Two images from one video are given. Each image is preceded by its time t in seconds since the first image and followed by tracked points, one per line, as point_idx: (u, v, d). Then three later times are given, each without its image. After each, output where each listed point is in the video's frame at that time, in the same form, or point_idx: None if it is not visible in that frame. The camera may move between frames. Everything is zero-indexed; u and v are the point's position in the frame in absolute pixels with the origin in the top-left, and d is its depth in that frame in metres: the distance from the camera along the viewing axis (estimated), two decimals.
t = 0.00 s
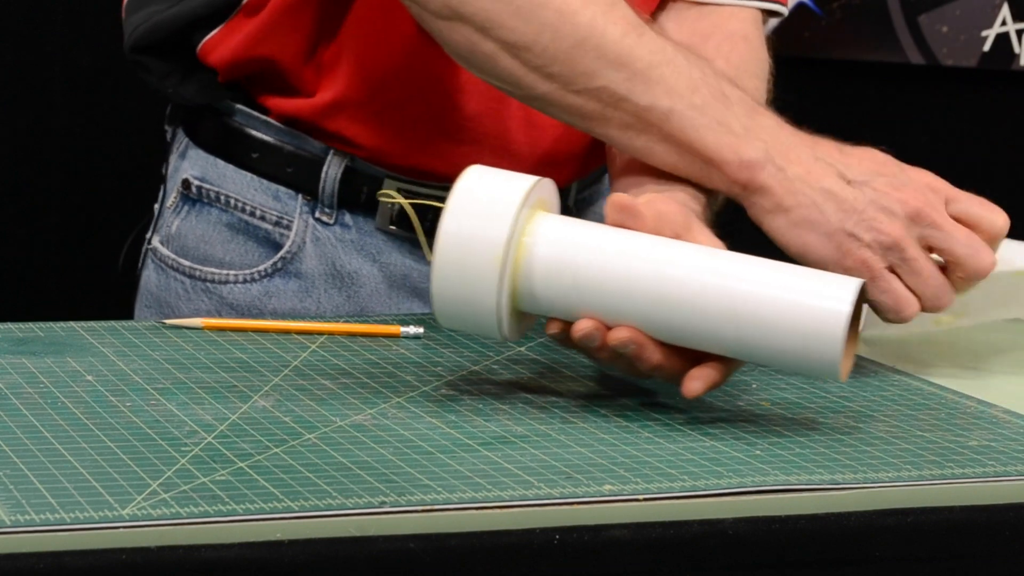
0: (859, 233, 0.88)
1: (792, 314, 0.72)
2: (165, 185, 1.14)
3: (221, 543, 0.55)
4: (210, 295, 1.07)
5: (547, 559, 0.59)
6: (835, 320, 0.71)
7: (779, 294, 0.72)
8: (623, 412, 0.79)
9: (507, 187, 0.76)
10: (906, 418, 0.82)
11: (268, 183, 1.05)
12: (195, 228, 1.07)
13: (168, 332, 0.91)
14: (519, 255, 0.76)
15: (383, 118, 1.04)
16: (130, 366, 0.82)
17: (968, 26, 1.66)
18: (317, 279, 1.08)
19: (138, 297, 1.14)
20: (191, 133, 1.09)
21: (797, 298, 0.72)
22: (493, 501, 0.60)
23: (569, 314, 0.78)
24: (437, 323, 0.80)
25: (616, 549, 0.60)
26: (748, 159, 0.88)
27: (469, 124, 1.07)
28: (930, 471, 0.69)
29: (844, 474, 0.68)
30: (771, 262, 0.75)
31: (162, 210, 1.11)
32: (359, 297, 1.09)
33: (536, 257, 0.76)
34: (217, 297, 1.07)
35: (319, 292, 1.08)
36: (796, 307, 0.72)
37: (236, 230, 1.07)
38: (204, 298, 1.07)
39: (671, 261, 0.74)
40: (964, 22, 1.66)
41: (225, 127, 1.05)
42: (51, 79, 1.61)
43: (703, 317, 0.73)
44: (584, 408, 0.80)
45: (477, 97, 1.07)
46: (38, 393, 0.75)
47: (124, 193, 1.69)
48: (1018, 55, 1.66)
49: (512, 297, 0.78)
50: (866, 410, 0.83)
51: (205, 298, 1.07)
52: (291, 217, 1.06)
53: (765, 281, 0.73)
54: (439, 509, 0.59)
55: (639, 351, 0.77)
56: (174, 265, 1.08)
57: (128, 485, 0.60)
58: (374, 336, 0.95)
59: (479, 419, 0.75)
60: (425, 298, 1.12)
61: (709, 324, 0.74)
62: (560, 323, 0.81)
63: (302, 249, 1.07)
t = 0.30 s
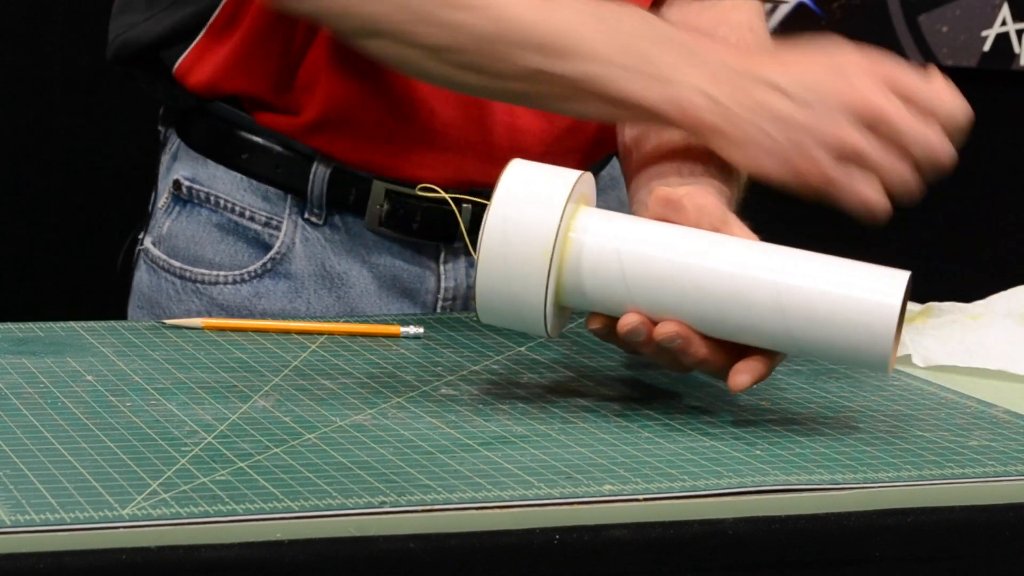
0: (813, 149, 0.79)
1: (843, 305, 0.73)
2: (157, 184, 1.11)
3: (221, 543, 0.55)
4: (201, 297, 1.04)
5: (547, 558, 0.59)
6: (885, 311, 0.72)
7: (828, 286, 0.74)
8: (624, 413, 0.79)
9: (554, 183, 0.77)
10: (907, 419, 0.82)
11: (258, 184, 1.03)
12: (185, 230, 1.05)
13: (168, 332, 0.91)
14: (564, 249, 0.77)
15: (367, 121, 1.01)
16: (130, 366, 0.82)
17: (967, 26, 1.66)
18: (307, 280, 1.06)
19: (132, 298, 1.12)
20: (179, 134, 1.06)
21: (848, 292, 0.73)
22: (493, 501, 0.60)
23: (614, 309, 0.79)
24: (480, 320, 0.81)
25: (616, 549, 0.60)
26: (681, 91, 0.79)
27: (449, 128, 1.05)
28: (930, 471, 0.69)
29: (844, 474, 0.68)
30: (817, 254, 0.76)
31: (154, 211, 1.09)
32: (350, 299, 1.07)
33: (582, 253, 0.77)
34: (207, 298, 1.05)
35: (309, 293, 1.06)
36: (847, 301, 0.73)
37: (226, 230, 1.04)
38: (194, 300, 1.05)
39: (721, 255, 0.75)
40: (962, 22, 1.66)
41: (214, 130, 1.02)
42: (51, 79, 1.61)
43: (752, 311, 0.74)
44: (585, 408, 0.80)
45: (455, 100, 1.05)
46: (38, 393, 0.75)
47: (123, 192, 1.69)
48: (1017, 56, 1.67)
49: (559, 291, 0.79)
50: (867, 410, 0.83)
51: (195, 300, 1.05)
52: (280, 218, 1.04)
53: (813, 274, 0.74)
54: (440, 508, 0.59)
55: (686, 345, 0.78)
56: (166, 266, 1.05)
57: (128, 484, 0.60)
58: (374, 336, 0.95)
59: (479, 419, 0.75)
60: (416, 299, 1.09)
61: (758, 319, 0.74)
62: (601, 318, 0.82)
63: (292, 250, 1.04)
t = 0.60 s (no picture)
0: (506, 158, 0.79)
1: (859, 273, 0.73)
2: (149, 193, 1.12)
3: (221, 543, 0.55)
4: (195, 305, 1.03)
5: (547, 559, 0.59)
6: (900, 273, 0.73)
7: (841, 257, 0.74)
8: (624, 412, 0.80)
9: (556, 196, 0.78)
10: (906, 419, 0.81)
11: (252, 190, 1.03)
12: (179, 237, 1.05)
13: (168, 332, 0.91)
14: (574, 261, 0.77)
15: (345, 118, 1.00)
16: (130, 366, 0.82)
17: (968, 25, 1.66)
18: (301, 286, 1.06)
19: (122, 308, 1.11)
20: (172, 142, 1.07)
21: (860, 258, 0.74)
22: (493, 501, 0.60)
23: (633, 313, 0.79)
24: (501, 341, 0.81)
25: (616, 549, 0.60)
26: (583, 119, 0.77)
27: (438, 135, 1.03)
28: (930, 471, 0.69)
29: (844, 474, 0.68)
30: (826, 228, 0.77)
31: (147, 219, 1.09)
32: (345, 304, 1.07)
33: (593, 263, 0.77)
34: (201, 307, 1.04)
35: (304, 299, 1.06)
36: (860, 266, 0.73)
37: (220, 238, 1.05)
38: (188, 308, 1.04)
39: (730, 239, 0.76)
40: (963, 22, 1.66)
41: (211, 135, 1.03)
42: (52, 79, 1.59)
43: (770, 292, 0.74)
44: (585, 409, 0.80)
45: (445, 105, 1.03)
46: (38, 393, 0.75)
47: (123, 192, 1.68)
48: (1017, 56, 1.70)
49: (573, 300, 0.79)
50: (867, 410, 0.83)
51: (189, 309, 1.04)
52: (274, 224, 1.04)
53: (825, 246, 0.74)
54: (440, 509, 0.59)
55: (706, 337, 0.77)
56: (159, 274, 1.05)
57: (127, 484, 0.60)
58: (374, 336, 0.95)
59: (479, 419, 0.75)
60: (412, 303, 1.08)
61: (777, 296, 0.74)
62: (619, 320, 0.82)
63: (286, 256, 1.05)
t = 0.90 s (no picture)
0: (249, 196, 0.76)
1: (869, 276, 0.74)
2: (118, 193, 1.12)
3: (221, 543, 0.55)
4: (157, 306, 1.05)
5: (547, 559, 0.59)
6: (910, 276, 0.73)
7: (851, 260, 0.74)
8: (624, 412, 0.80)
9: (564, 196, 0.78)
10: (906, 419, 0.81)
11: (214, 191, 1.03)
12: (142, 238, 1.05)
13: (168, 332, 0.91)
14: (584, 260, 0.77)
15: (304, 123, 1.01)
16: (130, 366, 0.82)
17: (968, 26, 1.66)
18: (264, 287, 1.06)
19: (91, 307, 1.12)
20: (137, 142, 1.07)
21: (868, 261, 0.74)
22: (493, 501, 0.60)
23: (643, 312, 0.79)
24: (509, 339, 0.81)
25: (616, 549, 0.60)
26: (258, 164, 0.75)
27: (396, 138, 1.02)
28: (930, 471, 0.69)
29: (844, 474, 0.68)
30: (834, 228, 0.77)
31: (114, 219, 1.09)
32: (308, 304, 1.07)
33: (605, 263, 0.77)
34: (163, 307, 1.05)
35: (266, 299, 1.06)
36: (865, 268, 0.74)
37: (183, 238, 1.05)
38: (151, 309, 1.05)
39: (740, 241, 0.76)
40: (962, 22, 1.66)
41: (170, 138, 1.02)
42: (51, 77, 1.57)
43: (780, 295, 0.75)
44: (584, 408, 0.80)
45: (398, 108, 1.02)
46: (38, 393, 0.75)
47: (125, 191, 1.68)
48: (1016, 56, 1.69)
49: (584, 300, 0.79)
50: (867, 410, 0.83)
51: (152, 309, 1.05)
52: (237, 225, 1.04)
53: (834, 248, 0.74)
54: (440, 509, 0.59)
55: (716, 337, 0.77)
56: (122, 275, 1.06)
57: (127, 485, 0.60)
58: (374, 336, 0.95)
59: (479, 419, 0.75)
60: (377, 304, 1.08)
61: (785, 300, 0.75)
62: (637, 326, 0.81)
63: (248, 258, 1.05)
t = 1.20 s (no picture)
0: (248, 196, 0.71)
1: (859, 289, 0.76)
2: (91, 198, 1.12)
3: (221, 543, 0.55)
4: (128, 309, 1.05)
5: (547, 559, 0.59)
6: (899, 293, 0.76)
7: (843, 271, 0.76)
8: (625, 412, 0.80)
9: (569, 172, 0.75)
10: (906, 419, 0.82)
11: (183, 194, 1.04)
12: (112, 241, 1.06)
13: (168, 332, 0.91)
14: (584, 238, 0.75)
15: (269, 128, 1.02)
16: (130, 366, 0.82)
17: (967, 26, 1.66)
18: (234, 291, 1.06)
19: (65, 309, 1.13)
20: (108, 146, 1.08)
21: (859, 274, 0.76)
22: (493, 501, 0.60)
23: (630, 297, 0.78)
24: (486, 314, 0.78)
25: (616, 549, 0.60)
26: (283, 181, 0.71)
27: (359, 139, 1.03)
28: (930, 471, 0.69)
29: (844, 474, 0.68)
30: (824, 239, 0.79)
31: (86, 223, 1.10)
32: (280, 307, 1.07)
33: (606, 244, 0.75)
34: (134, 311, 1.05)
35: (237, 302, 1.06)
36: (856, 279, 0.76)
37: (154, 242, 1.05)
38: (121, 313, 1.06)
39: (744, 242, 0.76)
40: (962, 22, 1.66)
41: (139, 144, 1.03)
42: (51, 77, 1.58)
43: (773, 299, 0.76)
44: (584, 409, 0.80)
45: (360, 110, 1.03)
46: (38, 393, 0.75)
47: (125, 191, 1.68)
48: (1017, 56, 1.70)
49: (577, 275, 0.76)
50: (866, 410, 0.83)
51: (123, 313, 1.06)
52: (206, 228, 1.04)
53: (829, 257, 0.76)
54: (440, 509, 0.59)
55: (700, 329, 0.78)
56: (94, 279, 1.06)
57: (128, 484, 0.60)
58: (374, 336, 0.95)
59: (479, 419, 0.75)
60: (349, 306, 1.08)
61: (777, 304, 0.76)
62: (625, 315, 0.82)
63: (217, 261, 1.05)
